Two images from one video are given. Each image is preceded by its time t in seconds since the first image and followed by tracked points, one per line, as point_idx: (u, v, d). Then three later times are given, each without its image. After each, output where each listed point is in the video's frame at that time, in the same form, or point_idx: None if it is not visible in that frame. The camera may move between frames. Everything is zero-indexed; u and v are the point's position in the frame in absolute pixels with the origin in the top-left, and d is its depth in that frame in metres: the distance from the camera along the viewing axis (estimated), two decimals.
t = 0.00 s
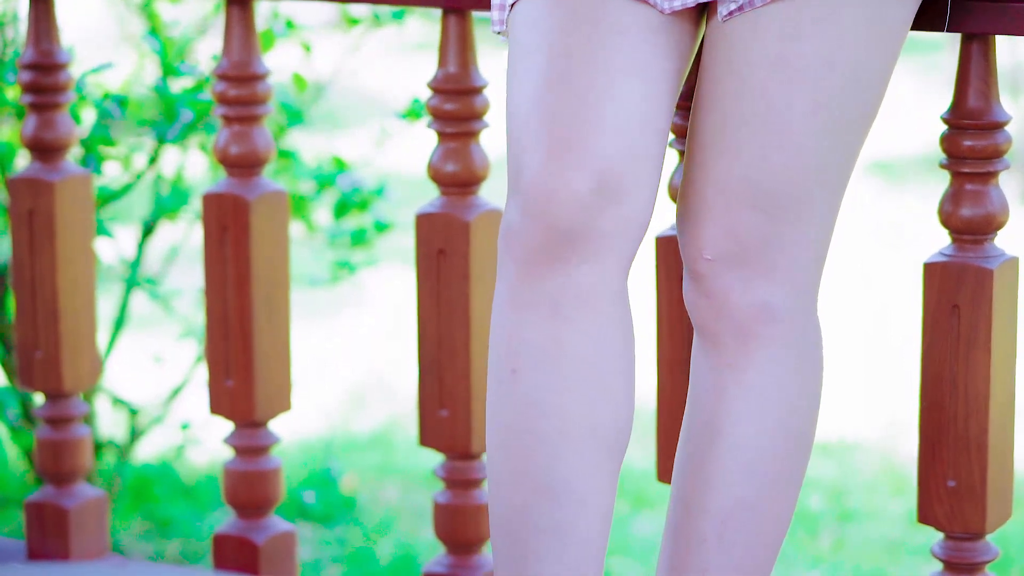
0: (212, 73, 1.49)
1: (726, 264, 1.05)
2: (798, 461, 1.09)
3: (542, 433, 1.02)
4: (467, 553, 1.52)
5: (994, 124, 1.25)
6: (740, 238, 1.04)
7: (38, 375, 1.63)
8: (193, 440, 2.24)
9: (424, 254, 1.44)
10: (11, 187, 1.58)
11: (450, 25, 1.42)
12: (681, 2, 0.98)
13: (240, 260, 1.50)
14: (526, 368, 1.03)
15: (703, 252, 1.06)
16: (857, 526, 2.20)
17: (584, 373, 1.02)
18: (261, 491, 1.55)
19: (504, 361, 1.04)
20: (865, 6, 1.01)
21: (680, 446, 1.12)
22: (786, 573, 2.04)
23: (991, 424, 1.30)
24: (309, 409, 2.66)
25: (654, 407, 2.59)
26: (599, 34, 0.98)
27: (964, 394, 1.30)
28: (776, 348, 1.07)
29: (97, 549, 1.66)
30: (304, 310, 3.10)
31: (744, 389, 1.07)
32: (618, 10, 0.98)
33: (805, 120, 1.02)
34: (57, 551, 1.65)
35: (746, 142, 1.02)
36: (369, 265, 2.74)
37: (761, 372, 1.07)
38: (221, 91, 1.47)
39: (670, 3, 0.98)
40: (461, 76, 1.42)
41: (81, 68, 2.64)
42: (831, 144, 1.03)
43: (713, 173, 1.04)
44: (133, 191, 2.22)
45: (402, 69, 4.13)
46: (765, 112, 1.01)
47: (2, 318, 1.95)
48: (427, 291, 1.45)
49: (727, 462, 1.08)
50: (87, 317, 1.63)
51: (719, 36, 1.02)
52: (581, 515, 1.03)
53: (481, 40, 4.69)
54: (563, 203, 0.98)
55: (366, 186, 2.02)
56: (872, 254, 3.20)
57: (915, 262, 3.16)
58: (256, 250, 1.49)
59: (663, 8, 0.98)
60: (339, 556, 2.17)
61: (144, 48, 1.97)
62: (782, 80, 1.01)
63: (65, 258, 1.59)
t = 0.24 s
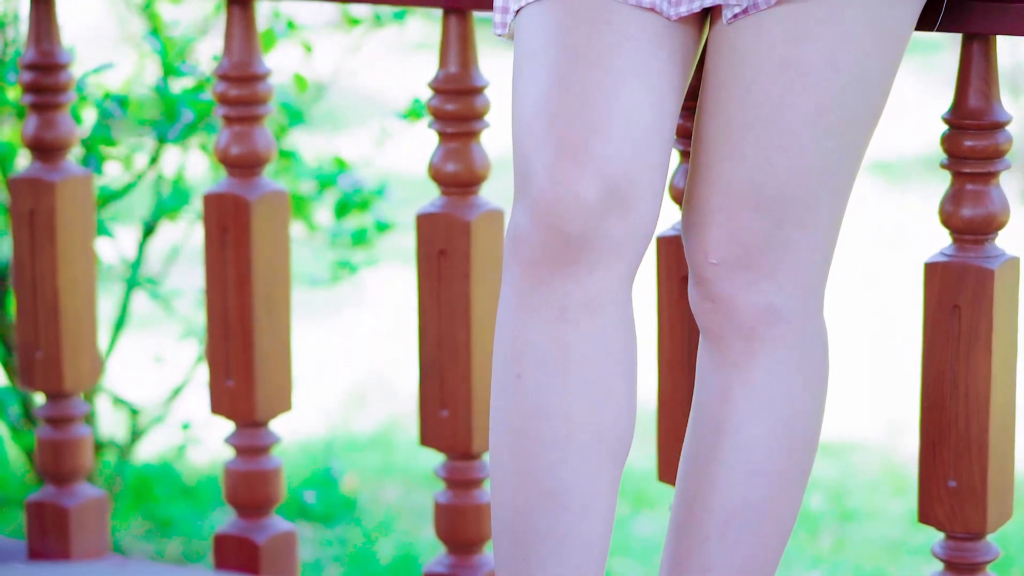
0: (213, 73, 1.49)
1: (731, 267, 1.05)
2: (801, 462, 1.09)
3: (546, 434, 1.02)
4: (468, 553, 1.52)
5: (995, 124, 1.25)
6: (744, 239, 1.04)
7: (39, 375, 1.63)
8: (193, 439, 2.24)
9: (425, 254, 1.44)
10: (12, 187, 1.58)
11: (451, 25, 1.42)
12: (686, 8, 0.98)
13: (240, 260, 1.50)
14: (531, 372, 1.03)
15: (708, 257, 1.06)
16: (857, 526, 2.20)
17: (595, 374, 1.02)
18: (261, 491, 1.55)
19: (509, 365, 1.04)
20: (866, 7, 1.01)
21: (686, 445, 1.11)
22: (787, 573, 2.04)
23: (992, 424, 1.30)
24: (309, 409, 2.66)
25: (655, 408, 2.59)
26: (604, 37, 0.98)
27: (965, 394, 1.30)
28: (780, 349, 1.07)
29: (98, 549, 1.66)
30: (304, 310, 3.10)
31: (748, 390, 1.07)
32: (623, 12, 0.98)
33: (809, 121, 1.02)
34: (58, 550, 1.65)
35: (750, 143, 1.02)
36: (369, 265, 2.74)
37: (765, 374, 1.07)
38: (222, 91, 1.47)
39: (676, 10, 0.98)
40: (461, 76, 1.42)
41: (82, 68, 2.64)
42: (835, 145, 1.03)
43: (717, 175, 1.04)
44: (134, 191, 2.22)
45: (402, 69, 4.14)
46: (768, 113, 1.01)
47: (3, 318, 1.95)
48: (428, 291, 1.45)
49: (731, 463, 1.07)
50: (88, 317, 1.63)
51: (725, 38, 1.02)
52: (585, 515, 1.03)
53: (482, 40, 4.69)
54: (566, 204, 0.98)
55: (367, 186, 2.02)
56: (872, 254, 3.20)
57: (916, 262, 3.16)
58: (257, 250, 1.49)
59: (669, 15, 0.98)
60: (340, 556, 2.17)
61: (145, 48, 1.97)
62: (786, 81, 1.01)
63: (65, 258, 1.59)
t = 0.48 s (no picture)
0: (212, 72, 1.49)
1: (732, 268, 1.05)
2: (803, 462, 1.09)
3: (547, 434, 1.02)
4: (467, 553, 1.52)
5: (994, 124, 1.25)
6: (746, 240, 1.04)
7: (38, 374, 1.63)
8: (192, 439, 2.24)
9: (424, 253, 1.44)
10: (11, 187, 1.58)
11: (450, 24, 1.42)
12: (689, 9, 0.98)
13: (240, 260, 1.50)
14: (532, 375, 1.02)
15: (709, 260, 1.05)
16: (857, 526, 2.20)
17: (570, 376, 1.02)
18: (260, 491, 1.55)
19: (511, 368, 1.04)
20: (867, 8, 1.01)
21: (687, 444, 1.11)
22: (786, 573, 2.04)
23: (991, 424, 1.30)
24: (308, 408, 2.66)
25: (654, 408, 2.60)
26: (605, 37, 0.98)
27: (964, 394, 1.30)
28: (781, 349, 1.07)
29: (97, 549, 1.66)
30: (303, 310, 3.10)
31: (749, 390, 1.07)
32: (625, 12, 0.98)
33: (810, 121, 1.02)
34: (57, 550, 1.65)
35: (751, 143, 1.02)
36: (368, 265, 2.74)
37: (766, 374, 1.07)
38: (221, 90, 1.47)
39: (679, 10, 0.98)
40: (460, 75, 1.42)
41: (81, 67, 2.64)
42: (836, 145, 1.03)
43: (718, 175, 1.04)
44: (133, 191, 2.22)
45: (402, 69, 4.14)
46: (768, 113, 1.01)
47: (2, 317, 1.95)
48: (427, 291, 1.45)
49: (732, 463, 1.07)
50: (87, 317, 1.63)
51: (727, 38, 1.02)
52: (586, 515, 1.03)
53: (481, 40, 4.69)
54: (567, 204, 0.98)
55: (366, 185, 2.02)
56: (872, 254, 3.20)
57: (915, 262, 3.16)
58: (256, 250, 1.49)
59: (671, 15, 0.99)
60: (339, 555, 2.17)
61: (144, 48, 1.96)
62: (787, 81, 1.01)
63: (64, 258, 1.59)
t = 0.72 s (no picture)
0: (212, 73, 1.49)
1: (734, 269, 1.05)
2: (804, 462, 1.09)
3: (549, 435, 1.02)
4: (467, 553, 1.52)
5: (994, 124, 1.25)
6: (747, 240, 1.04)
7: (38, 375, 1.63)
8: (193, 439, 2.24)
9: (424, 254, 1.44)
10: (11, 187, 1.58)
11: (451, 25, 1.42)
12: (690, 9, 0.98)
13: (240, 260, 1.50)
14: (538, 376, 1.02)
15: (710, 261, 1.05)
16: (857, 526, 2.20)
17: (597, 379, 1.02)
18: (261, 491, 1.55)
19: (515, 370, 1.04)
20: (868, 9, 1.01)
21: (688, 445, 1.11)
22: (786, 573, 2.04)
23: (992, 424, 1.30)
24: (309, 408, 2.66)
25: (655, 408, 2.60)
26: (608, 38, 0.98)
27: (964, 394, 1.30)
28: (782, 350, 1.07)
29: (98, 549, 1.66)
30: (304, 310, 3.10)
31: (750, 390, 1.07)
32: (627, 12, 0.98)
33: (811, 122, 1.02)
34: (57, 550, 1.65)
35: (753, 144, 1.02)
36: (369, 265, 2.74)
37: (767, 374, 1.07)
38: (221, 91, 1.47)
39: (680, 10, 0.98)
40: (461, 76, 1.42)
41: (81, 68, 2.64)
42: (838, 146, 1.03)
43: (720, 176, 1.04)
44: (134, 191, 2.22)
45: (402, 69, 4.15)
46: (769, 114, 1.01)
47: (2, 317, 1.95)
48: (427, 291, 1.45)
49: (733, 464, 1.07)
50: (87, 317, 1.63)
51: (729, 39, 1.02)
52: (588, 516, 1.03)
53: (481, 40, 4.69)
54: (569, 205, 0.98)
55: (366, 185, 2.02)
56: (872, 254, 3.20)
57: (916, 262, 3.16)
58: (256, 250, 1.49)
59: (673, 15, 0.99)
60: (339, 555, 2.17)
61: (144, 48, 1.96)
62: (789, 82, 1.01)
63: (65, 258, 1.59)
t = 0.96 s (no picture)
0: (212, 72, 1.49)
1: (733, 269, 1.05)
2: (804, 462, 1.09)
3: (554, 435, 1.02)
4: (467, 552, 1.52)
5: (995, 123, 1.25)
6: (747, 240, 1.04)
7: (38, 374, 1.63)
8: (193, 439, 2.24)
9: (424, 253, 1.44)
10: (11, 187, 1.58)
11: (451, 24, 1.42)
12: (697, 8, 0.99)
13: (240, 259, 1.50)
14: (543, 377, 1.02)
15: (709, 261, 1.05)
16: (857, 525, 2.19)
17: (604, 381, 1.02)
18: (261, 491, 1.55)
19: (518, 371, 1.03)
20: (868, 9, 1.01)
21: (688, 445, 1.11)
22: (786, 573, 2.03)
23: (992, 423, 1.30)
24: (309, 408, 2.66)
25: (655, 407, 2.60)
26: (615, 37, 0.97)
27: (965, 393, 1.30)
28: (783, 350, 1.07)
29: (98, 548, 1.66)
30: (304, 309, 3.10)
31: (750, 391, 1.07)
32: (635, 12, 0.98)
33: (812, 122, 1.02)
34: (58, 550, 1.65)
35: (754, 144, 1.02)
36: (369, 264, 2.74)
37: (768, 375, 1.07)
38: (221, 90, 1.47)
39: (687, 10, 0.99)
40: (461, 75, 1.42)
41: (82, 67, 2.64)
42: (838, 146, 1.03)
43: (720, 175, 1.04)
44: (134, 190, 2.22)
45: (402, 69, 4.15)
46: (769, 114, 1.01)
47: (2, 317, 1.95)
48: (427, 290, 1.45)
49: (732, 463, 1.08)
50: (87, 317, 1.63)
51: (731, 37, 1.01)
52: (593, 516, 1.03)
53: (481, 40, 4.69)
54: (568, 203, 0.98)
55: (367, 185, 2.02)
56: (873, 254, 3.20)
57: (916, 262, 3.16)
58: (257, 250, 1.49)
59: (680, 15, 0.99)
60: (338, 554, 2.17)
61: (145, 47, 1.96)
62: (789, 81, 1.01)
63: (65, 257, 1.59)
